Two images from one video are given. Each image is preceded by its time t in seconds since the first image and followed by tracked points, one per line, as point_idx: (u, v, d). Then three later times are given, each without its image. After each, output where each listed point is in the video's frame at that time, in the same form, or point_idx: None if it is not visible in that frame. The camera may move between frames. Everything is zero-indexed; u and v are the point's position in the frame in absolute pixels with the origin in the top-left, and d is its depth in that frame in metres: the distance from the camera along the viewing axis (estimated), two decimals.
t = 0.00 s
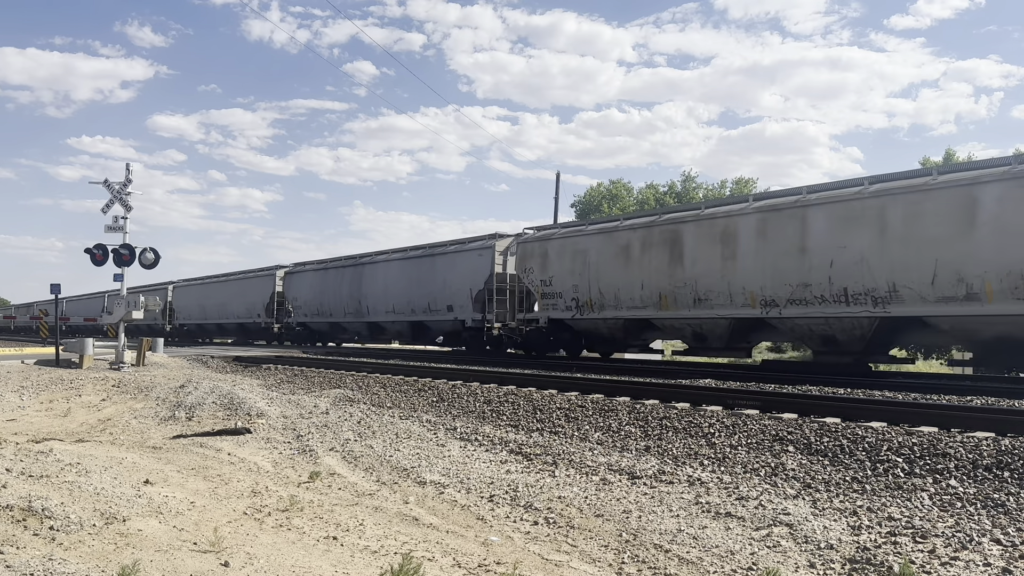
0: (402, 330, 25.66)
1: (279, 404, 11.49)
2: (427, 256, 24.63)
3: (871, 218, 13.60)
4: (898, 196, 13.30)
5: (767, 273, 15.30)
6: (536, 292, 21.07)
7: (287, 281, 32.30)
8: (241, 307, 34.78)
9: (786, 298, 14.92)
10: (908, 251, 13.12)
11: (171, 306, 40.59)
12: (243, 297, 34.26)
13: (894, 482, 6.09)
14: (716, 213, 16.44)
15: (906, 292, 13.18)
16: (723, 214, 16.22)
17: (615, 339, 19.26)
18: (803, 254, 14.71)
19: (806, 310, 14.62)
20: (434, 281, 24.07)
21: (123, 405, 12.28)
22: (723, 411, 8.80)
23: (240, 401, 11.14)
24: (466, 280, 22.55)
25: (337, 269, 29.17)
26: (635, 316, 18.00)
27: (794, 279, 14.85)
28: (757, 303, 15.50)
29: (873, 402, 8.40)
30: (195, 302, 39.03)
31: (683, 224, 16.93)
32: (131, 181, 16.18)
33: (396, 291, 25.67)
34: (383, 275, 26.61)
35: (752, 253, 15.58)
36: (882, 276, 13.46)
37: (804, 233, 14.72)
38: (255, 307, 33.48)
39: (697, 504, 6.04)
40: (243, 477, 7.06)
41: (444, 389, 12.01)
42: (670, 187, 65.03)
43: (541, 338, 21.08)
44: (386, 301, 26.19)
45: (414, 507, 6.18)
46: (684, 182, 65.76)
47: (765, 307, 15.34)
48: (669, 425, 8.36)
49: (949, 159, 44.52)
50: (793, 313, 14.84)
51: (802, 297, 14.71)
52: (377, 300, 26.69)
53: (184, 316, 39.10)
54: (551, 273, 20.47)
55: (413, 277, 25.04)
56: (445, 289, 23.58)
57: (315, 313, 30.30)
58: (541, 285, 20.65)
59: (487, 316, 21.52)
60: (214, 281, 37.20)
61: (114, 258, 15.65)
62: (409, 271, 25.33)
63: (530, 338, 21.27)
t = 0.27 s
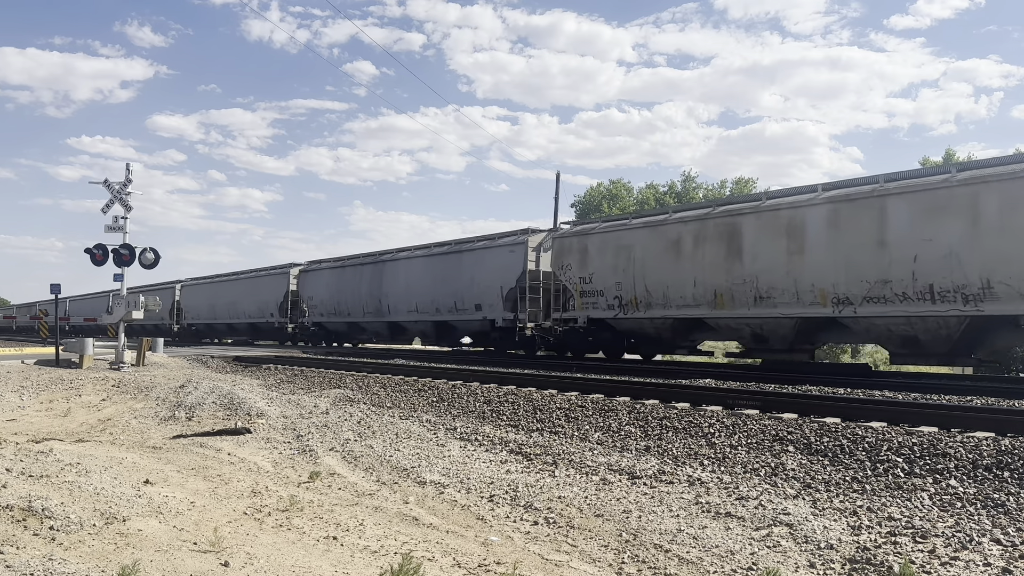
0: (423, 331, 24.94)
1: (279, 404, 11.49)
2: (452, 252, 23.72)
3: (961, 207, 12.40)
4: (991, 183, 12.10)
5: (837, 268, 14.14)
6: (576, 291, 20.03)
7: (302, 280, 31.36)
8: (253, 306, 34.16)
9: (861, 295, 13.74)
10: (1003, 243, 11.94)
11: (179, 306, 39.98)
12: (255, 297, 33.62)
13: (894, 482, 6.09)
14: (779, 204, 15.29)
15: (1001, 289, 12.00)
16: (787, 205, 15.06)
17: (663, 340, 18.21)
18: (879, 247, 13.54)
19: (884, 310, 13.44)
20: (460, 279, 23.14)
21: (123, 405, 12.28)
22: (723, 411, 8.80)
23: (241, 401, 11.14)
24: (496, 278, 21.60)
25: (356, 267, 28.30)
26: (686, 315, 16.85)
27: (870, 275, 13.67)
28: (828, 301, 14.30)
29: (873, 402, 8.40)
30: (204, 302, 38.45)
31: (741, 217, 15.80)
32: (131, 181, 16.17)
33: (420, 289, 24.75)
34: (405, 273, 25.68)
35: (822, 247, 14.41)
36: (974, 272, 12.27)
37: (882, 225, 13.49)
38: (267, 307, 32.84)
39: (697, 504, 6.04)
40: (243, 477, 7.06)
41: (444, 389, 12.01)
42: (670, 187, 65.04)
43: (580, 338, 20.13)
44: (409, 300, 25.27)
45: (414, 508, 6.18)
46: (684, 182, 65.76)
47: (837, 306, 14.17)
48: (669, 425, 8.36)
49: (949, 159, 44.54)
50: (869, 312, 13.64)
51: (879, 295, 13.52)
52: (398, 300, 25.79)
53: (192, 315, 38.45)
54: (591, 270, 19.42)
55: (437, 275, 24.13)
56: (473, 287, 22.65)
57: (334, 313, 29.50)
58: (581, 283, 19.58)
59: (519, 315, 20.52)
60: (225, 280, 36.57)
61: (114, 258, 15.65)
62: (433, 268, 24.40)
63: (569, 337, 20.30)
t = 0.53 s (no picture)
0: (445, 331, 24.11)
1: (279, 404, 11.49)
2: (481, 249, 22.90)
3: None
4: None
5: (920, 264, 13.09)
6: (618, 289, 18.84)
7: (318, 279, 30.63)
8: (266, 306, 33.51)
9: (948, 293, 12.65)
10: None
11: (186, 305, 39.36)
12: (268, 296, 32.96)
13: (894, 482, 6.09)
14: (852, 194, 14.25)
15: None
16: (863, 194, 13.99)
17: (715, 341, 17.00)
18: (968, 240, 12.48)
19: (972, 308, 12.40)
20: (490, 277, 22.28)
21: (123, 405, 12.28)
22: (723, 411, 8.80)
23: (241, 401, 11.14)
24: (529, 276, 20.79)
25: (377, 265, 27.50)
26: (745, 314, 15.76)
27: (957, 270, 12.60)
28: (910, 299, 13.20)
29: (873, 402, 8.41)
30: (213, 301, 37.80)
31: (810, 208, 14.75)
32: (131, 181, 16.16)
33: (445, 288, 23.92)
34: (429, 270, 24.86)
35: (902, 242, 13.37)
36: None
37: (974, 216, 12.39)
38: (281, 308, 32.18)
39: (697, 504, 6.04)
40: (243, 477, 7.06)
41: (444, 389, 12.02)
42: (670, 187, 65.03)
43: (623, 339, 18.94)
44: (433, 298, 24.45)
45: (414, 508, 6.18)
46: (684, 182, 65.75)
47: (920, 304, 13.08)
48: (669, 425, 8.36)
49: (949, 159, 44.52)
50: (957, 311, 12.56)
51: (968, 292, 12.45)
52: (422, 298, 24.98)
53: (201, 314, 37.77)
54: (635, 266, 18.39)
55: (464, 272, 23.32)
56: (504, 285, 21.80)
57: (352, 312, 28.68)
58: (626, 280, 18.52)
59: (556, 315, 19.75)
60: (236, 279, 35.92)
61: (114, 258, 15.64)
62: (459, 265, 23.58)
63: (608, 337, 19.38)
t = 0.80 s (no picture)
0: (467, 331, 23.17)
1: (279, 404, 11.49)
2: (513, 245, 21.69)
3: None
4: None
5: (1016, 259, 12.14)
6: (666, 287, 17.81)
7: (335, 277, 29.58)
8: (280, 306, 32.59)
9: None
10: None
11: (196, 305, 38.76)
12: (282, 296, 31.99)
13: (894, 482, 6.09)
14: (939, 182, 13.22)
15: None
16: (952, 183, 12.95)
17: (774, 343, 16.17)
18: None
19: None
20: (524, 274, 21.07)
21: (123, 405, 12.28)
22: (723, 411, 8.80)
23: (241, 401, 11.14)
24: (568, 273, 19.60)
25: (399, 262, 26.16)
26: (814, 313, 14.82)
27: None
28: (1005, 297, 12.26)
29: (873, 402, 8.41)
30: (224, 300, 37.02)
31: (890, 198, 13.73)
32: (131, 181, 16.16)
33: (474, 286, 22.63)
34: (456, 268, 23.57)
35: (997, 235, 12.37)
36: None
37: None
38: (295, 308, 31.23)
39: (697, 504, 6.04)
40: (243, 477, 7.06)
41: (444, 389, 12.02)
42: (670, 187, 65.02)
43: (674, 341, 17.94)
44: (460, 297, 23.14)
45: (414, 508, 6.18)
46: (684, 182, 65.73)
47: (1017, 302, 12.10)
48: (669, 425, 8.36)
49: (949, 159, 44.48)
50: None
51: None
52: (448, 297, 23.65)
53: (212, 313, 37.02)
54: (687, 262, 17.41)
55: (495, 270, 22.06)
56: (539, 284, 20.59)
57: (371, 311, 27.32)
58: (678, 277, 17.52)
59: (595, 314, 18.67)
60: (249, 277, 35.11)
61: (114, 258, 15.65)
62: (489, 262, 22.31)
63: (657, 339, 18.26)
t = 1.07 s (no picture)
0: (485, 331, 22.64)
1: (279, 404, 11.49)
2: (547, 242, 20.78)
3: None
4: None
5: None
6: (721, 284, 16.36)
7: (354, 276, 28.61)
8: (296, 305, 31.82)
9: None
10: None
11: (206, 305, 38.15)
12: (298, 295, 31.12)
13: (894, 482, 6.09)
14: None
15: None
16: None
17: (843, 345, 14.70)
18: None
19: None
20: (560, 272, 20.17)
21: (123, 405, 12.27)
22: (723, 411, 8.80)
23: (241, 401, 11.14)
24: (608, 271, 18.69)
25: (423, 259, 25.25)
26: (893, 313, 13.31)
27: None
28: None
29: (873, 402, 8.41)
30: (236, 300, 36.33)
31: (983, 184, 12.25)
32: (131, 181, 16.16)
33: (505, 284, 21.72)
34: (485, 266, 22.64)
35: None
36: None
37: None
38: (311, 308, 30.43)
39: (697, 504, 6.04)
40: (243, 477, 7.06)
41: (444, 389, 12.02)
42: (670, 187, 65.04)
43: (727, 343, 16.48)
44: (490, 296, 22.21)
45: (414, 507, 6.18)
46: (684, 182, 65.74)
47: None
48: (669, 425, 8.36)
49: (949, 159, 44.47)
50: None
51: None
52: (478, 296, 22.70)
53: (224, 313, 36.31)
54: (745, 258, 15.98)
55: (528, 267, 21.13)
56: (577, 282, 19.68)
57: (393, 311, 26.34)
58: (735, 275, 16.07)
59: (641, 313, 17.54)
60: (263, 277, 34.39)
61: (114, 258, 15.65)
62: (522, 259, 21.37)
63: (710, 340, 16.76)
